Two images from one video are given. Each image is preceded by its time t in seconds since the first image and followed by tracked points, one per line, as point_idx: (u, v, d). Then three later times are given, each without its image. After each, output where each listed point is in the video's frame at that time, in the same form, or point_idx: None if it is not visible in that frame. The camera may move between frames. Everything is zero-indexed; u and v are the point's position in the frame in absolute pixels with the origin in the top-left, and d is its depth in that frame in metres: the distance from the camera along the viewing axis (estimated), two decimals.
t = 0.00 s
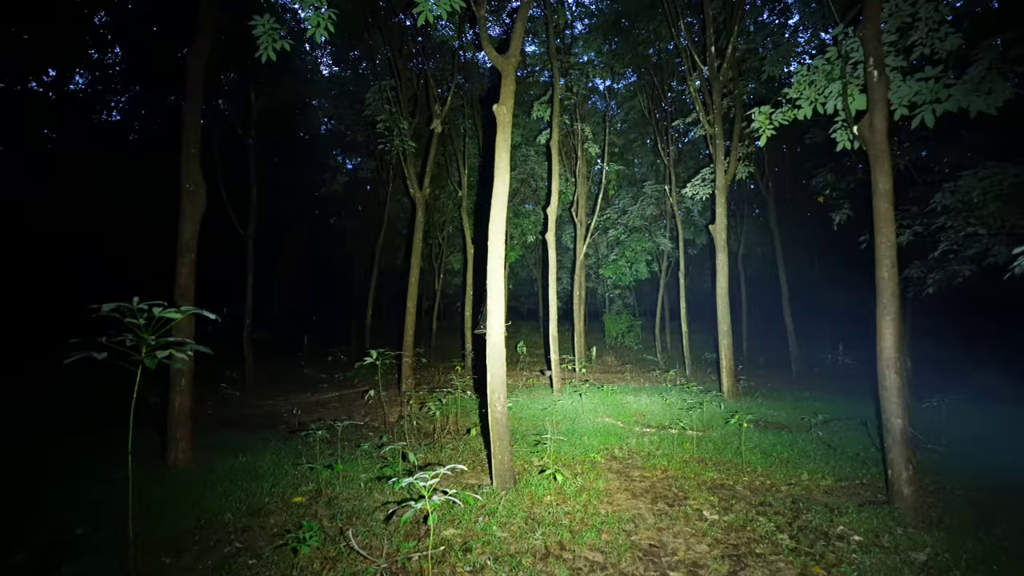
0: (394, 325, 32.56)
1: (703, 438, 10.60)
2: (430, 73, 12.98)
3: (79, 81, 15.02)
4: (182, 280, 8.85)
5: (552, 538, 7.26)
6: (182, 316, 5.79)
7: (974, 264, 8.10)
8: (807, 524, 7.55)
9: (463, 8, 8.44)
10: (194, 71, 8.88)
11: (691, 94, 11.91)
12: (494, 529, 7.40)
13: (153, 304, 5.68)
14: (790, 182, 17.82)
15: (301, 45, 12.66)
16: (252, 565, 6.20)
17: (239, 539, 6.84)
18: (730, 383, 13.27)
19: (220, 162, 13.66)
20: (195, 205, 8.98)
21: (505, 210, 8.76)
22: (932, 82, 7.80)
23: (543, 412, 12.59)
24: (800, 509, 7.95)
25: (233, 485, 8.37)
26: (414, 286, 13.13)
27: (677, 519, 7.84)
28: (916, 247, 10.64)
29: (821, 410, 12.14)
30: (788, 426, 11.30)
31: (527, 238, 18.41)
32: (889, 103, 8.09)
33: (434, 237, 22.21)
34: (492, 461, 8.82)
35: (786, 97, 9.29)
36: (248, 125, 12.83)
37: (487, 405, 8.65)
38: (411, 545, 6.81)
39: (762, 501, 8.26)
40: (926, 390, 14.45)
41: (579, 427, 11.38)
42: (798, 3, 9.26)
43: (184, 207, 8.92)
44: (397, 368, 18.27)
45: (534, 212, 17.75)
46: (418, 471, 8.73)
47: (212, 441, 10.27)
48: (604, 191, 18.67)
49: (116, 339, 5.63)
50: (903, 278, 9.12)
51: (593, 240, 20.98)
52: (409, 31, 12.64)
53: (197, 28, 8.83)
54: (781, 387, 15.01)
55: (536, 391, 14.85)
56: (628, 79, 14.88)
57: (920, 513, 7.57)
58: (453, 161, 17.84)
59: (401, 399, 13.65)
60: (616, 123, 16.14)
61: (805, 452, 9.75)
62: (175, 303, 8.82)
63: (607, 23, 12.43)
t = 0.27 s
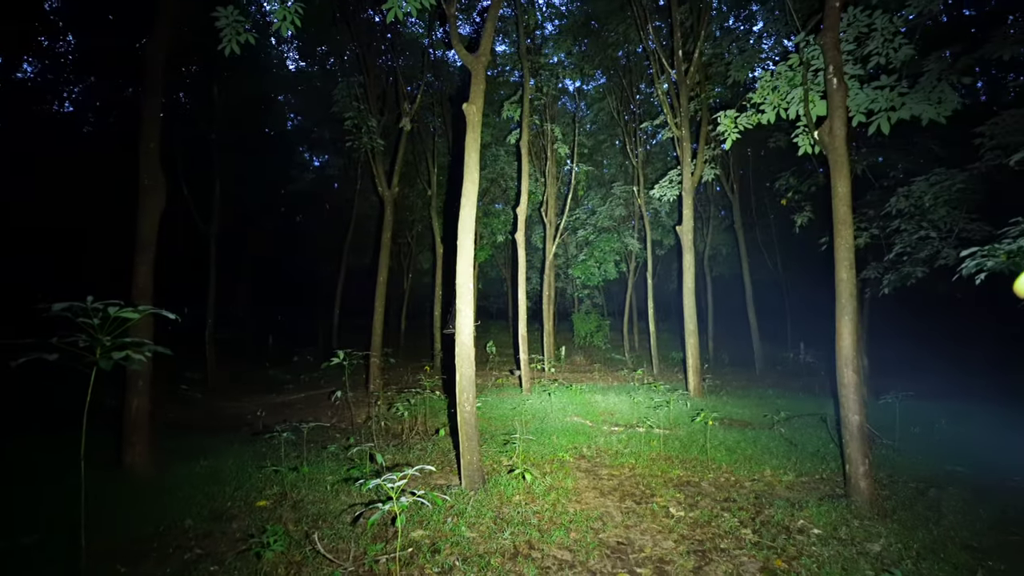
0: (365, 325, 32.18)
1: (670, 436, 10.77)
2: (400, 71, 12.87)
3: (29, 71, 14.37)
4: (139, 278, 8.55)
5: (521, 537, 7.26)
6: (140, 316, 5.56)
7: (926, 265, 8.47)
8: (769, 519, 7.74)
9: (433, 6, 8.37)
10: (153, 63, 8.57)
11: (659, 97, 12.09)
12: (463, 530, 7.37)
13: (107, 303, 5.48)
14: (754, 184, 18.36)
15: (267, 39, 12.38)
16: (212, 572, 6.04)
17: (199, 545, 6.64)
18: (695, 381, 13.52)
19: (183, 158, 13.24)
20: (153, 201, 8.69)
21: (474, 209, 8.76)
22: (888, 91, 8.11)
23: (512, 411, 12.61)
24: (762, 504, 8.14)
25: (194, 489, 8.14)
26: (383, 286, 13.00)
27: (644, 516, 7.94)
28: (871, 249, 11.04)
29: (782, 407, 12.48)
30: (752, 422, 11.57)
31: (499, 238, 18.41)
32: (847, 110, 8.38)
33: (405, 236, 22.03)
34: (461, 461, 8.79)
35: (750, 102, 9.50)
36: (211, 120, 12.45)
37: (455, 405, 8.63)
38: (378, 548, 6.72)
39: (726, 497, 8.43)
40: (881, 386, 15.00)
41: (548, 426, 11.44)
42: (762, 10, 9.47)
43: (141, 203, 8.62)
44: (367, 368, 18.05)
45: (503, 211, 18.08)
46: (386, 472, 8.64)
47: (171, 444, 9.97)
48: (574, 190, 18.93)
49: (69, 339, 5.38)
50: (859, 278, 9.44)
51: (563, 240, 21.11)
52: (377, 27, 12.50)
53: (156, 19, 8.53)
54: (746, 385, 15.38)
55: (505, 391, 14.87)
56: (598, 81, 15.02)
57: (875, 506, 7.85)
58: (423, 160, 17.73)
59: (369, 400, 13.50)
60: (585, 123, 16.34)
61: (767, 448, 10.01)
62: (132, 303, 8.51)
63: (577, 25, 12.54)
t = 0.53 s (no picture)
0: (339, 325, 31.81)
1: (642, 434, 10.90)
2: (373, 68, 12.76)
3: None
4: (101, 278, 8.27)
5: (495, 537, 7.26)
6: (103, 317, 5.37)
7: (887, 267, 8.76)
8: (739, 515, 7.89)
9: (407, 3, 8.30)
10: (117, 54, 8.30)
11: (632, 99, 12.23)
12: (437, 530, 7.33)
13: (65, 303, 5.25)
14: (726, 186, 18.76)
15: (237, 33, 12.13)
16: None
17: (165, 551, 6.47)
18: (668, 380, 13.71)
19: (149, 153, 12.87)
20: (115, 198, 8.42)
21: (448, 208, 8.74)
22: (852, 98, 8.35)
23: (487, 411, 12.60)
24: (732, 501, 8.30)
25: (158, 494, 7.92)
26: (356, 285, 12.88)
27: (617, 514, 8.02)
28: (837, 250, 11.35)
29: (752, 405, 12.75)
30: (723, 420, 11.78)
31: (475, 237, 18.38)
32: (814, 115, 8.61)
33: (379, 235, 21.85)
34: (435, 462, 8.77)
35: (721, 106, 9.66)
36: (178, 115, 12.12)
37: (429, 405, 8.59)
38: (350, 550, 6.64)
39: (697, 494, 8.56)
40: (846, 384, 15.46)
41: (522, 426, 11.46)
42: (733, 15, 9.63)
43: (103, 200, 8.35)
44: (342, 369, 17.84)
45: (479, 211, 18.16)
46: (358, 473, 8.56)
47: (135, 448, 9.69)
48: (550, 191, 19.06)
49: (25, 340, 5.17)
50: (825, 278, 9.70)
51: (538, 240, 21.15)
52: (351, 24, 12.36)
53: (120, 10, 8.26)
54: (717, 384, 15.66)
55: (480, 391, 14.86)
56: (572, 81, 15.11)
57: (839, 500, 8.07)
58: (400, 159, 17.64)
59: (342, 400, 13.35)
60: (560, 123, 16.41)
61: (736, 445, 10.21)
62: (94, 302, 8.24)
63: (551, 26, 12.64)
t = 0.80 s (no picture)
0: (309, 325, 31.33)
1: (612, 433, 11.01)
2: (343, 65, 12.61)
3: None
4: (56, 276, 7.99)
5: (465, 537, 7.24)
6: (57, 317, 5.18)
7: (848, 267, 9.02)
8: (706, 511, 8.03)
9: None
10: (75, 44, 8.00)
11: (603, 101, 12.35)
12: (406, 531, 7.27)
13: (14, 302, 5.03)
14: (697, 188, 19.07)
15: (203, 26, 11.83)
16: None
17: (123, 558, 6.27)
18: (637, 379, 13.87)
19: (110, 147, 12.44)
20: (71, 194, 8.12)
21: (419, 208, 8.69)
22: (815, 103, 8.58)
23: (458, 411, 12.58)
24: (700, 498, 8.44)
25: (116, 500, 7.66)
26: (325, 284, 12.71)
27: (587, 512, 8.09)
28: (800, 252, 11.66)
29: (719, 403, 12.99)
30: (691, 418, 11.99)
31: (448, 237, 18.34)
32: (779, 120, 8.81)
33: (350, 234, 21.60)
34: (405, 462, 8.71)
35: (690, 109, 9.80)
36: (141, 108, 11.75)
37: (399, 405, 8.53)
38: (318, 553, 6.54)
39: (666, 491, 8.69)
40: (809, 382, 15.92)
41: (492, 425, 11.46)
42: (702, 21, 9.78)
43: (58, 196, 8.06)
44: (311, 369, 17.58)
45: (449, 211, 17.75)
46: (327, 475, 8.43)
47: (93, 452, 9.36)
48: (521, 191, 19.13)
49: None
50: (788, 279, 9.95)
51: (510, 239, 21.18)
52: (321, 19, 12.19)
53: None
54: (686, 382, 15.94)
55: (451, 391, 14.80)
56: (545, 82, 15.15)
57: (802, 495, 8.28)
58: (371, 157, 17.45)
59: (311, 402, 13.15)
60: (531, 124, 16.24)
61: (703, 442, 10.39)
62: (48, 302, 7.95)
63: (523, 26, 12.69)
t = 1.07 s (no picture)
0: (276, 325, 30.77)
1: (580, 432, 11.10)
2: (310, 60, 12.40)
3: None
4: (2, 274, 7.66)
5: (432, 538, 7.20)
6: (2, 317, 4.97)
7: (807, 269, 9.26)
8: (671, 508, 8.16)
9: None
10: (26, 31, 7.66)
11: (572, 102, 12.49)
12: (372, 533, 7.19)
13: None
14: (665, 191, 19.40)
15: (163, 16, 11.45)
16: None
17: (74, 567, 6.02)
18: (604, 378, 14.05)
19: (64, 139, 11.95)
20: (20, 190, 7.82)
21: (386, 207, 8.61)
22: (777, 109, 8.81)
23: (425, 412, 12.51)
24: (665, 494, 8.57)
25: (67, 506, 7.36)
26: (290, 284, 12.49)
27: (554, 511, 8.13)
28: (762, 253, 11.95)
29: (684, 401, 13.24)
30: (655, 416, 12.21)
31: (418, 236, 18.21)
32: (743, 124, 9.01)
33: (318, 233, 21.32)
34: (372, 464, 8.62)
35: (658, 111, 9.94)
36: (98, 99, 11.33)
37: (365, 406, 8.44)
38: (280, 558, 6.41)
39: (632, 488, 8.80)
40: (771, 380, 16.36)
41: (460, 425, 11.43)
42: (669, 25, 9.93)
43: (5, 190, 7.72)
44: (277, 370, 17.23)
45: (417, 209, 18.58)
46: (291, 478, 8.28)
47: (42, 457, 8.98)
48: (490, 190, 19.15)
49: None
50: (749, 280, 10.20)
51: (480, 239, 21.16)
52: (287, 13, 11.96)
53: None
54: (653, 381, 16.19)
55: (418, 391, 14.72)
56: (514, 82, 15.19)
57: (763, 490, 8.49)
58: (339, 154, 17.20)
59: (275, 404, 12.90)
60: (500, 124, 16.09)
61: (668, 439, 10.59)
62: None
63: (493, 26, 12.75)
